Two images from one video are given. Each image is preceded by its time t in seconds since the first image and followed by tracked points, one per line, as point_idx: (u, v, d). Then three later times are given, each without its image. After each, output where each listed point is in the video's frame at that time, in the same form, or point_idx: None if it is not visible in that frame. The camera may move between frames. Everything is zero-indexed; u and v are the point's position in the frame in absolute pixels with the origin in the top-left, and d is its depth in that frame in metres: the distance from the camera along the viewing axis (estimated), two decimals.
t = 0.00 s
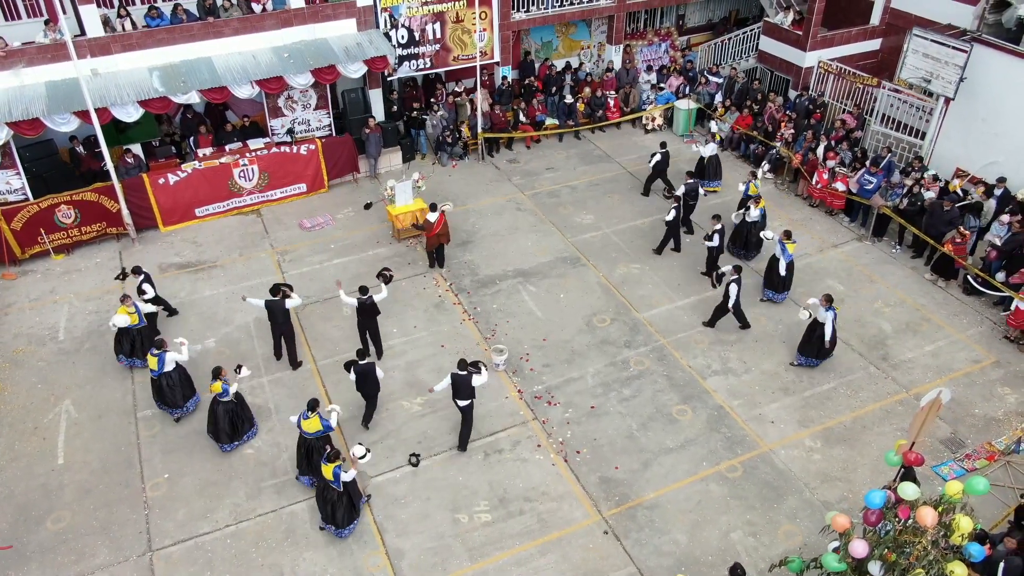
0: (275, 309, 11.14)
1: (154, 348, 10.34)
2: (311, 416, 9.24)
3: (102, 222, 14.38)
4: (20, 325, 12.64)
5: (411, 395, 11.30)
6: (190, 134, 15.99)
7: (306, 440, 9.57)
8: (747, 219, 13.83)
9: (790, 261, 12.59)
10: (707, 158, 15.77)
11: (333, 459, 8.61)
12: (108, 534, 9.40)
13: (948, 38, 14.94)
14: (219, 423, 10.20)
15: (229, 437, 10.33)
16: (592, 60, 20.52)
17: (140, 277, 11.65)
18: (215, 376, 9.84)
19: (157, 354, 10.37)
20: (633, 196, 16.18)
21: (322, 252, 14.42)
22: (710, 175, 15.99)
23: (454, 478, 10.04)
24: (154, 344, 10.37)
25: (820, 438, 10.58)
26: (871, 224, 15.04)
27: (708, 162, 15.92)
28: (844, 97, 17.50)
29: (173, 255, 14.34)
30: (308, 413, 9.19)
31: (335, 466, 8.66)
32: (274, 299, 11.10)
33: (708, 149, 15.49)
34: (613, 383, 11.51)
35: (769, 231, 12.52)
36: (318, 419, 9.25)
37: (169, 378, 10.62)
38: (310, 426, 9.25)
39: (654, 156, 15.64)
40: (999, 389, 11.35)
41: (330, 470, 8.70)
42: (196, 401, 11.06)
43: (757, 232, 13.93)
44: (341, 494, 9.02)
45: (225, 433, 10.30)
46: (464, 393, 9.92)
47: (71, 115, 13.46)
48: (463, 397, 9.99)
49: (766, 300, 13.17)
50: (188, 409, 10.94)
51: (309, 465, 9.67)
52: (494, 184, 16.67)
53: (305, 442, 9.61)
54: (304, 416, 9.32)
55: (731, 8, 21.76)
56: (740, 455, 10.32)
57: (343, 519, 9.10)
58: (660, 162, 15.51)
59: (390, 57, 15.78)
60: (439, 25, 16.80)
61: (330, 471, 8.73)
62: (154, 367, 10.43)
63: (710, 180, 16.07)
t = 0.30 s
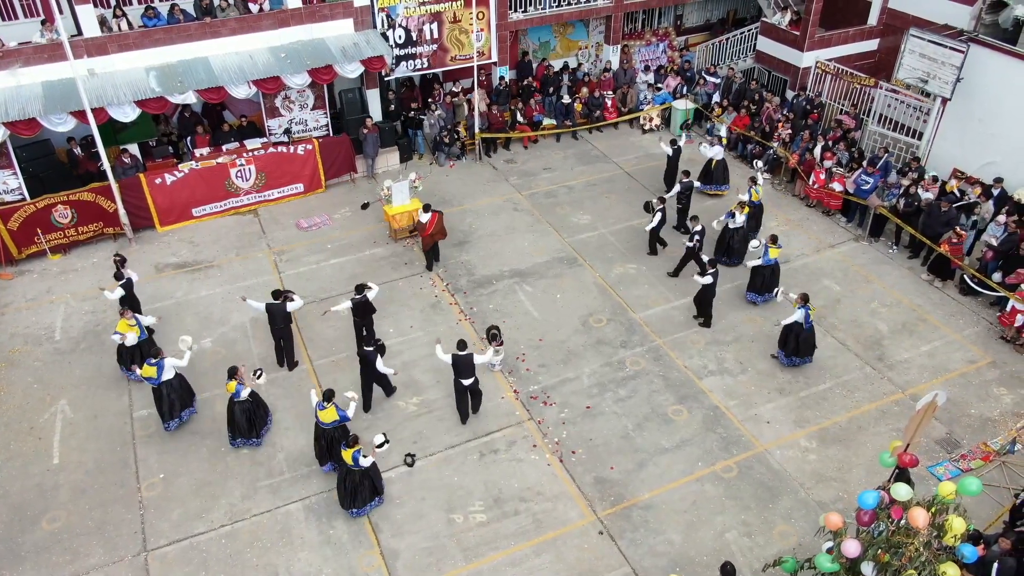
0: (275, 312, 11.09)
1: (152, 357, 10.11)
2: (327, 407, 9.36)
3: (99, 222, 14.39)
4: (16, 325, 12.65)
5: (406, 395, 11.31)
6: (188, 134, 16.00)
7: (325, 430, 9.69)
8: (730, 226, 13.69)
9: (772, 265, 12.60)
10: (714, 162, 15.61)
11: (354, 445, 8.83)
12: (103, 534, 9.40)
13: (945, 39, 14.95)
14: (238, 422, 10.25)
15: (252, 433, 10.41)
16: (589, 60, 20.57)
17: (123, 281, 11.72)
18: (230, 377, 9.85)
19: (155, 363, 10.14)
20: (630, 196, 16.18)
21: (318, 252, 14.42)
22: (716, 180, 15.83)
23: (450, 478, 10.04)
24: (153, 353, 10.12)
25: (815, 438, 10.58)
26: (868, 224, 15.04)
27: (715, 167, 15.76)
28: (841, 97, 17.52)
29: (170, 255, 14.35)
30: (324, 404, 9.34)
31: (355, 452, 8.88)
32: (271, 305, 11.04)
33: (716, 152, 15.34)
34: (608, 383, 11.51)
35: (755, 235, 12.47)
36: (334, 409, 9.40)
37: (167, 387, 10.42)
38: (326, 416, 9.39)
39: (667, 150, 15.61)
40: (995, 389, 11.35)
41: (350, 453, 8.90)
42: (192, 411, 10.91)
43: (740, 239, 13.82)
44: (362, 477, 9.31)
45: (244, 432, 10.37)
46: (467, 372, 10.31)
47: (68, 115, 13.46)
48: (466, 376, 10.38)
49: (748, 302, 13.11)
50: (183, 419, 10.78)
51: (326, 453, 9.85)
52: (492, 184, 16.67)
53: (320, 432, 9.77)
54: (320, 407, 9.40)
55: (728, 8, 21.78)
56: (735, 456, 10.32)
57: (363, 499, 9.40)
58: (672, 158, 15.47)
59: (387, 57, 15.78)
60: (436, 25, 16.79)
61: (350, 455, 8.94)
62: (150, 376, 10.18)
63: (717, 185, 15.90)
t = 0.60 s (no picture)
0: (269, 314, 11.07)
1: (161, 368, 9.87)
2: (349, 402, 9.53)
3: (97, 222, 14.39)
4: (14, 325, 12.65)
5: (404, 395, 11.30)
6: (186, 134, 16.02)
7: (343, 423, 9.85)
8: (714, 229, 13.55)
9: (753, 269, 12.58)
10: (721, 169, 15.51)
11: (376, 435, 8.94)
12: (100, 534, 9.40)
13: (943, 39, 14.95)
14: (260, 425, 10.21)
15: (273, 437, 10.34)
16: (588, 60, 20.59)
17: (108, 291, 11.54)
18: (249, 383, 9.64)
19: (165, 375, 9.91)
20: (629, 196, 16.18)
21: (316, 252, 14.42)
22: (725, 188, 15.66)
23: (447, 478, 10.04)
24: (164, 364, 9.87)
25: (813, 438, 10.58)
26: (866, 224, 15.03)
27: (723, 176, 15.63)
28: (839, 97, 17.53)
29: (168, 255, 14.35)
30: (347, 399, 9.47)
31: (376, 443, 8.98)
32: (266, 308, 11.00)
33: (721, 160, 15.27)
34: (606, 383, 11.51)
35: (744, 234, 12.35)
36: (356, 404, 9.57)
37: (176, 399, 10.22)
38: (348, 411, 9.56)
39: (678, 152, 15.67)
40: (992, 390, 11.35)
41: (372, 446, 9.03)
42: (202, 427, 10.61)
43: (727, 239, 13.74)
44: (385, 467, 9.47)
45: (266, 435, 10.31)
46: (471, 357, 10.59)
47: (66, 115, 13.46)
48: (471, 361, 10.66)
49: (734, 306, 12.98)
50: (194, 433, 10.51)
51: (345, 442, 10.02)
52: (490, 184, 16.66)
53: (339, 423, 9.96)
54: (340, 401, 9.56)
55: (728, 8, 21.78)
56: (732, 456, 10.32)
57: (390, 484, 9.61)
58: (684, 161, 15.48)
59: (385, 57, 15.78)
60: (435, 26, 16.79)
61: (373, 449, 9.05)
62: (159, 387, 9.95)
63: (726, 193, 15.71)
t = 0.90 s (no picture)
0: (269, 316, 11.04)
1: (172, 377, 9.76)
2: (370, 391, 9.63)
3: (97, 221, 14.39)
4: (14, 325, 12.65)
5: (403, 395, 11.30)
6: (186, 134, 16.03)
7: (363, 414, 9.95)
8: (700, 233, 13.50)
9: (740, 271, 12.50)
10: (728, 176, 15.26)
11: (399, 422, 9.02)
12: (101, 534, 9.40)
13: (943, 39, 14.96)
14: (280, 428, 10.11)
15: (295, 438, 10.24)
16: (588, 60, 20.59)
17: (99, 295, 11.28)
18: (271, 381, 9.64)
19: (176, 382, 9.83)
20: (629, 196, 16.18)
21: (316, 252, 14.42)
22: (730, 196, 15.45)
23: (447, 478, 10.04)
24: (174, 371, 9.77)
25: (813, 438, 10.58)
26: (866, 224, 15.03)
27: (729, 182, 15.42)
28: (839, 97, 17.54)
29: (168, 255, 14.35)
30: (367, 389, 9.57)
31: (400, 429, 9.10)
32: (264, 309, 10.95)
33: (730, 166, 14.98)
34: (606, 383, 11.51)
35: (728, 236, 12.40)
36: (376, 394, 9.67)
37: (187, 405, 10.13)
38: (369, 401, 9.66)
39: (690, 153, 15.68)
40: (992, 390, 11.35)
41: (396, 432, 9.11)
42: (219, 427, 10.64)
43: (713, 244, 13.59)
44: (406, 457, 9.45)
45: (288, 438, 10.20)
46: (473, 340, 10.84)
47: (66, 115, 13.46)
48: (472, 343, 10.89)
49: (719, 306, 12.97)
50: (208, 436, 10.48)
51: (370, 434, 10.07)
52: (490, 184, 16.67)
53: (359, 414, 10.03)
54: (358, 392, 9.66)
55: (728, 8, 21.78)
56: (732, 456, 10.32)
57: (410, 478, 9.57)
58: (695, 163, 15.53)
59: (385, 57, 15.78)
60: (435, 26, 16.80)
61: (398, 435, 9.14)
62: (170, 395, 9.89)
63: (730, 201, 15.52)
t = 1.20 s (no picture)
0: (274, 315, 11.03)
1: (180, 387, 9.56)
2: (390, 382, 9.81)
3: (97, 221, 14.39)
4: (14, 325, 12.65)
5: (404, 395, 11.30)
6: (186, 134, 16.03)
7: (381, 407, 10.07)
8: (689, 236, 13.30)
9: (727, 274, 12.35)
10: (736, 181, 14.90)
11: (422, 412, 9.16)
12: (101, 534, 9.40)
13: (943, 39, 14.96)
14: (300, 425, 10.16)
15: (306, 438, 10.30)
16: (588, 60, 20.59)
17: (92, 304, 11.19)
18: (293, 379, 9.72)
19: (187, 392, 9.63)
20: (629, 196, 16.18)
21: (317, 251, 14.42)
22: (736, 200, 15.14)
23: (447, 478, 10.04)
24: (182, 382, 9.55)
25: (813, 438, 10.58)
26: (866, 224, 15.03)
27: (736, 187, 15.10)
28: (840, 97, 17.54)
29: (169, 254, 14.35)
30: (387, 381, 9.75)
31: (424, 419, 9.21)
32: (271, 308, 10.95)
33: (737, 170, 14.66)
34: (606, 383, 11.51)
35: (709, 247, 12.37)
36: (396, 385, 9.85)
37: (200, 415, 9.92)
38: (390, 392, 9.83)
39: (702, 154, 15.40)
40: (992, 390, 11.34)
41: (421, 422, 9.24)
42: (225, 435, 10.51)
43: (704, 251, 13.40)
44: (428, 447, 9.55)
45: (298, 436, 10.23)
46: (473, 326, 11.05)
47: (67, 115, 13.47)
48: (472, 329, 11.11)
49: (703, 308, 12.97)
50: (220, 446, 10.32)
51: (392, 426, 10.18)
52: (490, 184, 16.67)
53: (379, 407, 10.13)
54: (379, 385, 9.83)
55: (728, 8, 21.78)
56: (732, 456, 10.32)
57: (432, 470, 9.68)
58: (706, 165, 15.32)
59: (386, 57, 15.79)
60: (435, 25, 16.80)
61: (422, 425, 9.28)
62: (182, 406, 9.67)
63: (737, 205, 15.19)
